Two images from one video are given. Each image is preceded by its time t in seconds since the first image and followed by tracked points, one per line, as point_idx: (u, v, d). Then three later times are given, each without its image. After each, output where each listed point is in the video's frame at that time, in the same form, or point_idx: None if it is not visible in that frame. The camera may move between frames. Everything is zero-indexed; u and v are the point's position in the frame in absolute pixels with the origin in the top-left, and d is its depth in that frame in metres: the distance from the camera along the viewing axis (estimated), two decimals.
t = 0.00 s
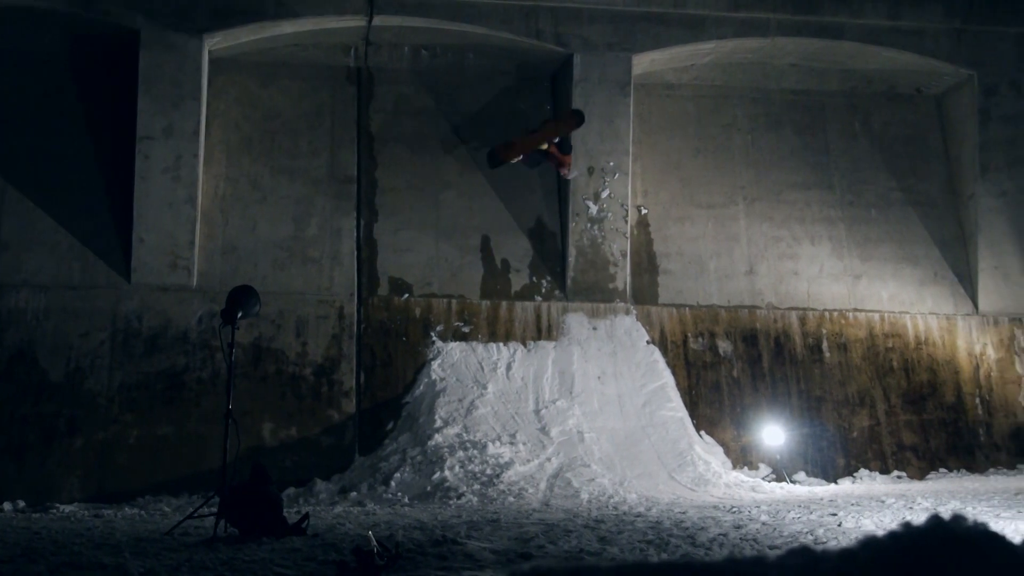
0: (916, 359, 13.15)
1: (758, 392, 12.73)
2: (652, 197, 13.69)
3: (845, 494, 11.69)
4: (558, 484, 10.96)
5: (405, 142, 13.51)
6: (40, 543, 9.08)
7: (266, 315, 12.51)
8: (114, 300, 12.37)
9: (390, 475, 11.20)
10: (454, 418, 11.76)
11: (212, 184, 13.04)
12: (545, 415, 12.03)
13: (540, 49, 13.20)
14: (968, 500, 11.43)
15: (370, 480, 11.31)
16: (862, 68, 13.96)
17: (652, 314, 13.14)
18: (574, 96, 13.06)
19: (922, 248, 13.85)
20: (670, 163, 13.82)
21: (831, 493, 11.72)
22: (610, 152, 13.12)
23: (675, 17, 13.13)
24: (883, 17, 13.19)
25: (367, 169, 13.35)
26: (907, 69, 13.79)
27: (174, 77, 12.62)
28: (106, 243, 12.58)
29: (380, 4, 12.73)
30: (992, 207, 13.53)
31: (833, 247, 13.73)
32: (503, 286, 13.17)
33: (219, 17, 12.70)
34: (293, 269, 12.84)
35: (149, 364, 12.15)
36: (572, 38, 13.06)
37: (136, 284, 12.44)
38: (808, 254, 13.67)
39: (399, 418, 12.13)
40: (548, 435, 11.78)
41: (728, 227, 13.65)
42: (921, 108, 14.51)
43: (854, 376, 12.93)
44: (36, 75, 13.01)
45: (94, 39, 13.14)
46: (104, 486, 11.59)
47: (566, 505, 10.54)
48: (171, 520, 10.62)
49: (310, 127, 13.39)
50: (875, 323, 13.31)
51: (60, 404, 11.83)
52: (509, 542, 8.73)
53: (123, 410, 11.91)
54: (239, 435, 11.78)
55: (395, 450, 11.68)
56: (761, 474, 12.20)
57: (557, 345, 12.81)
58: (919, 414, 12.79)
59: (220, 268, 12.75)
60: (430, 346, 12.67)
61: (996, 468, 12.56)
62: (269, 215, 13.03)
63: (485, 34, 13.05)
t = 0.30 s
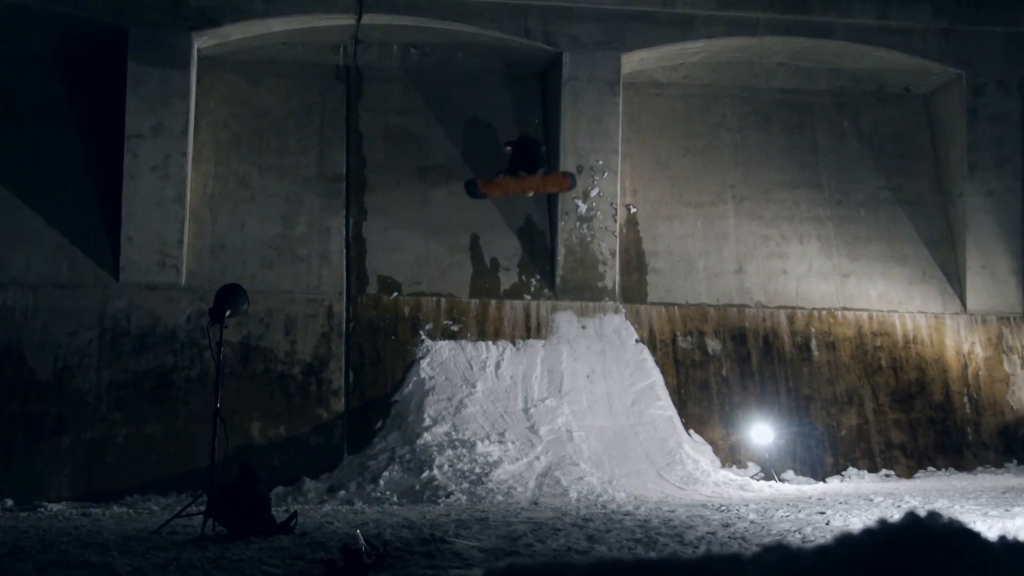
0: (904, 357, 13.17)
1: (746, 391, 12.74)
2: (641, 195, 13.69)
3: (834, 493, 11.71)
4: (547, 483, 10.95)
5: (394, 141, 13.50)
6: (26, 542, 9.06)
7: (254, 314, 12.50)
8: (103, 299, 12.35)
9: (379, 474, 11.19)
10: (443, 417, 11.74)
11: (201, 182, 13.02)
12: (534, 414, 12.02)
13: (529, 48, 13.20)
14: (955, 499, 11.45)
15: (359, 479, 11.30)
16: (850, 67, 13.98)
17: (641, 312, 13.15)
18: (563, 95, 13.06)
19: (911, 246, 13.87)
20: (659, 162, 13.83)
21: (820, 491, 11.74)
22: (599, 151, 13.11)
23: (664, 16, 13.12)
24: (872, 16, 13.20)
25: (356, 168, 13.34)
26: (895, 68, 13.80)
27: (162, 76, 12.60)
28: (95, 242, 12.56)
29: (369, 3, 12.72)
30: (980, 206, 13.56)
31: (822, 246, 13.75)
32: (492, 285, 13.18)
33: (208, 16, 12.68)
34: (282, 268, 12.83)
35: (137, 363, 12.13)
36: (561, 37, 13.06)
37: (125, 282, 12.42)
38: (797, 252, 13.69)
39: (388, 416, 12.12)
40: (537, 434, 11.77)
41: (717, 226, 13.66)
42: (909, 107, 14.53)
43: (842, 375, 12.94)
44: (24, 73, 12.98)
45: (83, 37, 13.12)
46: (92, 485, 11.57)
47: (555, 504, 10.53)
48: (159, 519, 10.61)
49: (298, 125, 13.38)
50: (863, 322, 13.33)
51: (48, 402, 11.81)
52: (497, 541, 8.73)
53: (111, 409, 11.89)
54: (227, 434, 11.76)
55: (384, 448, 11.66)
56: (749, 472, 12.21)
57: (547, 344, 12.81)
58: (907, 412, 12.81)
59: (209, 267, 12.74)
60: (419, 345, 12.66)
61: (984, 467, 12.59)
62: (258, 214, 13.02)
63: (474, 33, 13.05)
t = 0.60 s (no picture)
0: (892, 356, 13.18)
1: (735, 389, 12.74)
2: (630, 194, 13.69)
3: (822, 491, 11.72)
4: (536, 481, 10.94)
5: (383, 139, 13.50)
6: (14, 541, 9.04)
7: (243, 312, 12.48)
8: (91, 297, 12.32)
9: (367, 472, 11.17)
10: (432, 416, 11.73)
11: (190, 181, 13.00)
12: (523, 412, 11.99)
13: (518, 47, 13.19)
14: (943, 497, 11.47)
15: (348, 477, 11.28)
16: (839, 66, 13.99)
17: (630, 311, 13.14)
18: (552, 93, 13.06)
19: (899, 245, 13.89)
20: (648, 161, 13.83)
21: (808, 489, 11.75)
22: (588, 149, 13.11)
23: (653, 15, 13.12)
24: (860, 15, 13.21)
25: (344, 166, 13.33)
26: (884, 67, 13.82)
27: (151, 74, 12.58)
28: (84, 240, 12.54)
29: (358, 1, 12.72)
30: (968, 205, 13.58)
31: (810, 245, 13.77)
32: (482, 283, 13.19)
33: (196, 13, 12.66)
34: (271, 266, 12.82)
35: (125, 361, 12.11)
36: (550, 35, 13.06)
37: (113, 280, 12.40)
38: (786, 251, 13.70)
39: (377, 415, 12.10)
40: (526, 432, 11.75)
41: (706, 225, 13.67)
42: (898, 106, 14.55)
43: (831, 374, 12.95)
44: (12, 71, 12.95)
45: (71, 35, 13.10)
46: (80, 483, 11.55)
47: (544, 503, 10.53)
48: (147, 518, 10.59)
49: (287, 123, 13.37)
50: (852, 321, 13.34)
51: (36, 401, 11.78)
52: (484, 539, 8.73)
53: (99, 407, 11.87)
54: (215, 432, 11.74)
55: (372, 447, 11.64)
56: (738, 471, 12.22)
57: (535, 342, 12.81)
58: (896, 411, 12.82)
59: (197, 265, 12.72)
60: (408, 343, 12.65)
61: (972, 465, 12.61)
62: (247, 212, 13.01)
63: (463, 32, 13.04)
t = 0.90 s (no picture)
0: (879, 356, 13.19)
1: (722, 389, 12.74)
2: (618, 194, 13.69)
3: (809, 491, 11.73)
4: (523, 481, 10.94)
5: (370, 138, 13.50)
6: None
7: (230, 312, 12.46)
8: (78, 296, 12.29)
9: (355, 472, 11.15)
10: (419, 415, 11.71)
11: (177, 180, 12.98)
12: (510, 412, 11.97)
13: (506, 46, 13.19)
14: (930, 497, 11.48)
15: (335, 477, 11.26)
16: (826, 66, 14.01)
17: (617, 311, 13.13)
18: (540, 93, 13.06)
19: (886, 245, 13.91)
20: (635, 161, 13.84)
21: (796, 489, 11.76)
22: (576, 149, 13.10)
23: (640, 14, 13.13)
24: (848, 16, 13.23)
25: (332, 166, 13.32)
26: (871, 67, 13.84)
27: (138, 73, 12.55)
28: (70, 239, 12.51)
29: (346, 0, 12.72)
30: (955, 205, 13.60)
31: (798, 244, 13.78)
32: (469, 283, 13.18)
33: (184, 13, 12.64)
34: (258, 265, 12.80)
35: (112, 361, 12.08)
36: (538, 35, 13.06)
37: (100, 280, 12.37)
38: (773, 251, 13.72)
39: (364, 415, 12.08)
40: (513, 432, 11.74)
41: (694, 224, 13.69)
42: (885, 106, 14.58)
43: (818, 373, 12.96)
44: None
45: (58, 34, 13.08)
46: (66, 483, 11.52)
47: (531, 502, 10.53)
48: (134, 518, 10.56)
49: (275, 122, 13.35)
50: (839, 320, 13.35)
51: (22, 400, 11.74)
52: (471, 538, 8.73)
53: (86, 407, 11.84)
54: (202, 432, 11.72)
55: (360, 447, 11.62)
56: (725, 471, 12.22)
57: (523, 342, 12.79)
58: (883, 411, 12.83)
59: (184, 265, 12.70)
60: (395, 343, 12.63)
61: (959, 465, 12.63)
62: (235, 212, 12.99)
63: (450, 31, 13.03)
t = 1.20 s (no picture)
0: (866, 355, 13.20)
1: (709, 388, 12.75)
2: (605, 192, 13.69)
3: (796, 490, 11.74)
4: (510, 479, 10.93)
5: (357, 137, 13.50)
6: None
7: (216, 311, 12.43)
8: (64, 295, 12.26)
9: (341, 471, 11.12)
10: (406, 414, 11.72)
11: (164, 179, 12.95)
12: (497, 411, 11.94)
13: (493, 45, 13.19)
14: (915, 495, 11.50)
15: (322, 476, 11.23)
16: (813, 66, 14.03)
17: (605, 309, 13.12)
18: (527, 92, 13.05)
19: (872, 244, 13.93)
20: (623, 160, 13.84)
21: (782, 488, 11.77)
22: (563, 148, 13.10)
23: (627, 13, 13.13)
24: (835, 15, 13.25)
25: (319, 165, 13.31)
26: (858, 66, 13.86)
27: (125, 71, 12.52)
28: (56, 237, 12.48)
29: None
30: (942, 205, 13.62)
31: (784, 244, 13.80)
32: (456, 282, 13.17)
33: (170, 11, 12.62)
34: (245, 264, 12.78)
35: (98, 360, 12.05)
36: (525, 34, 13.05)
37: (86, 279, 12.34)
38: (759, 250, 13.73)
39: (351, 413, 12.07)
40: (500, 431, 11.70)
41: (681, 223, 13.70)
42: (872, 105, 14.62)
43: (804, 372, 12.97)
44: None
45: (45, 32, 13.06)
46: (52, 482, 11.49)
47: (518, 501, 10.52)
48: (120, 517, 10.54)
49: (262, 121, 13.34)
50: (825, 319, 13.36)
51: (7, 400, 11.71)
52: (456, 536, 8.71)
53: (72, 406, 11.82)
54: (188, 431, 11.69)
55: (346, 445, 11.59)
56: (712, 470, 12.23)
57: (510, 341, 12.74)
58: (869, 409, 12.85)
59: (170, 264, 12.67)
60: (382, 342, 12.61)
61: (945, 463, 12.65)
62: (222, 211, 12.97)
63: (437, 30, 13.03)
